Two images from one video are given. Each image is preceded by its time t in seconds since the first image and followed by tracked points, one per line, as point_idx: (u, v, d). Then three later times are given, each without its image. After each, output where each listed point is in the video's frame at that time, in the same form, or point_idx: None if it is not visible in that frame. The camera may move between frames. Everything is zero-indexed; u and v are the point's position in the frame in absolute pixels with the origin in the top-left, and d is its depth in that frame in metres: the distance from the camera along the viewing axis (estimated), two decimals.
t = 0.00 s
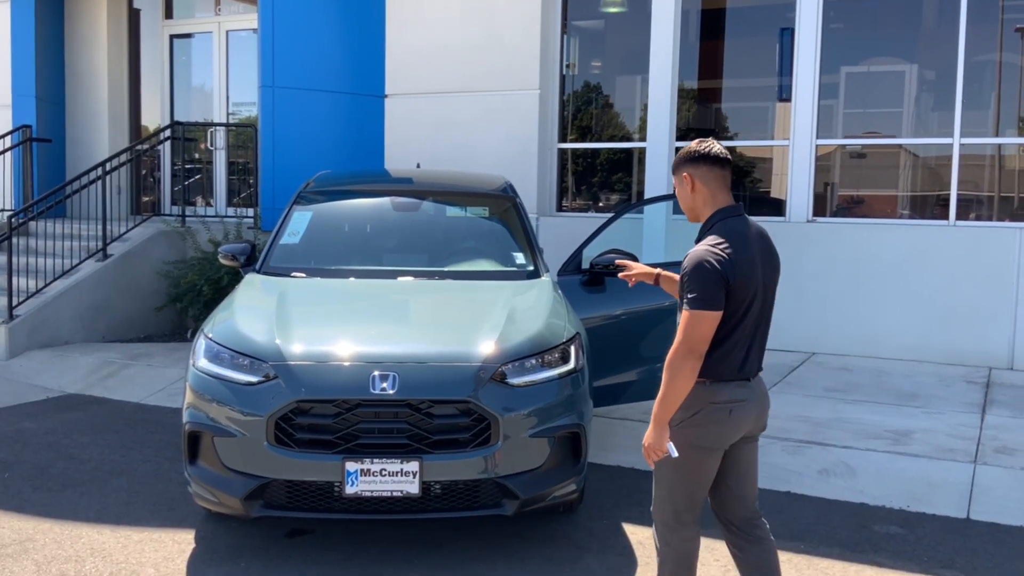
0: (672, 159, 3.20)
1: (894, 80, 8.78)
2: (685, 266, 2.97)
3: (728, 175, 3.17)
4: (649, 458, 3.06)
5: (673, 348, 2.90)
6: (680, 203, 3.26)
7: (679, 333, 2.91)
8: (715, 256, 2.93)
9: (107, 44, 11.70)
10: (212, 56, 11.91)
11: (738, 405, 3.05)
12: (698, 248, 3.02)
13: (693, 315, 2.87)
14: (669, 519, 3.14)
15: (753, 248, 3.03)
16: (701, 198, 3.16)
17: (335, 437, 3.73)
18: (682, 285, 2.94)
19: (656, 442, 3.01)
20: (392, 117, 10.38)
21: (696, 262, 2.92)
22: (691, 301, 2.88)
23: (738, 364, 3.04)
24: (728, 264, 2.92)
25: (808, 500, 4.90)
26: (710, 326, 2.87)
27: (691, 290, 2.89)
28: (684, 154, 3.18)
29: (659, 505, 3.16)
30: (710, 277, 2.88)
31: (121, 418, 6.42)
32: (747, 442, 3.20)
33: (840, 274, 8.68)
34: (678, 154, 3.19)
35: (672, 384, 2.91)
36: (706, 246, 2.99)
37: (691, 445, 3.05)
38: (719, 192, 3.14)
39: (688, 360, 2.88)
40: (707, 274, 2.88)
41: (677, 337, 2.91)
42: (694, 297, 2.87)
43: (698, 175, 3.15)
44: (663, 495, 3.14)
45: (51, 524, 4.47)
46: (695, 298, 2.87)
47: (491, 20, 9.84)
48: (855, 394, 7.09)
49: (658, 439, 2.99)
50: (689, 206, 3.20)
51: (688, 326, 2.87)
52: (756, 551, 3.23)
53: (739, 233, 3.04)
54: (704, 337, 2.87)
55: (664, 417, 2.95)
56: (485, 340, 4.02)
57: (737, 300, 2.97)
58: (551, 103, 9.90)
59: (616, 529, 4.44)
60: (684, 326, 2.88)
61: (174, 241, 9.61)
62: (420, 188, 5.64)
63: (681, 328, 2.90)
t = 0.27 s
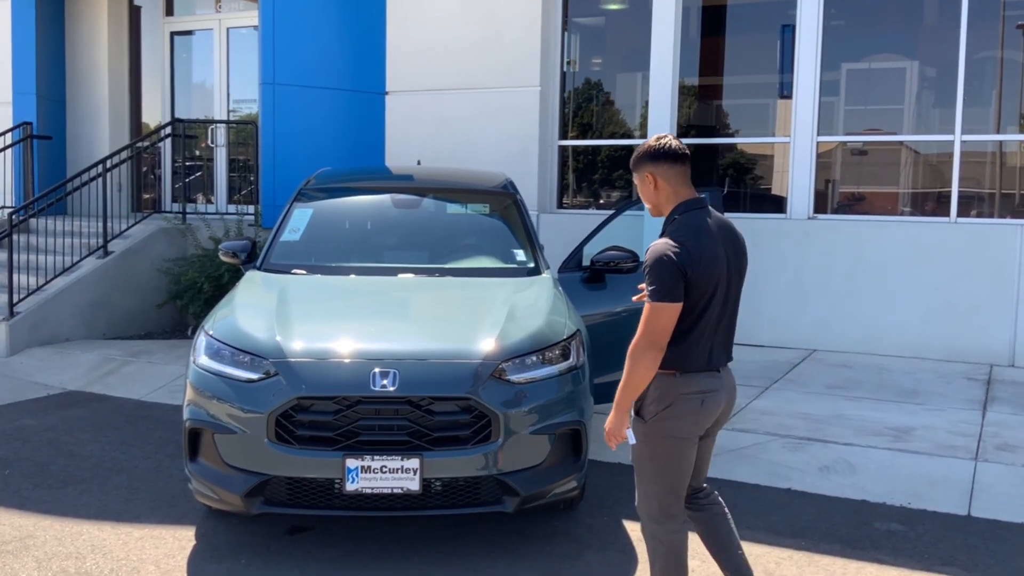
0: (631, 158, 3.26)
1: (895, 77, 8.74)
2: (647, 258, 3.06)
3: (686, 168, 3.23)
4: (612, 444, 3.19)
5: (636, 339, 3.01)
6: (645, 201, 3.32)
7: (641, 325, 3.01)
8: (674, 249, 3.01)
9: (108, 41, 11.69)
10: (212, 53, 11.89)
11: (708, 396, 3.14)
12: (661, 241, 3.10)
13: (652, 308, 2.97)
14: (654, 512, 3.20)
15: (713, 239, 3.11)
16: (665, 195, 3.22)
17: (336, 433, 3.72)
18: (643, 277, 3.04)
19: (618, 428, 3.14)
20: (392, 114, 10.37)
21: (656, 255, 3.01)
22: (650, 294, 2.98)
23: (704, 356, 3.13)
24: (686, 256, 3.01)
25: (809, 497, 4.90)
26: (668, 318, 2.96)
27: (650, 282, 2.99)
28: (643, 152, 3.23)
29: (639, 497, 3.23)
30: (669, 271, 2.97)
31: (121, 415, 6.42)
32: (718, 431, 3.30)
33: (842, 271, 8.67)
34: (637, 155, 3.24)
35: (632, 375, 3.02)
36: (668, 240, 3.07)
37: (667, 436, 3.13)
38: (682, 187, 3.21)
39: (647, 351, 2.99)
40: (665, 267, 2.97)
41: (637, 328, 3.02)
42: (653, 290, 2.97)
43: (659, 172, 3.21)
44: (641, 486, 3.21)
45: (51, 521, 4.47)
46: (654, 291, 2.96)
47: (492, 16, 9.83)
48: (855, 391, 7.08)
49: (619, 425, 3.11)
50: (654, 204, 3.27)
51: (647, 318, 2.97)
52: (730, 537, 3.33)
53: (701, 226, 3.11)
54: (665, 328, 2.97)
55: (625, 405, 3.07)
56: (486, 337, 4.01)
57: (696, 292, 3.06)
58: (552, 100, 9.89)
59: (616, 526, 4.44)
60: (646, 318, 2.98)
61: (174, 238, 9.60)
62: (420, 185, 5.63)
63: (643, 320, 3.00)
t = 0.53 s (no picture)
0: (606, 158, 3.26)
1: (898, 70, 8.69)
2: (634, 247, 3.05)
3: (662, 163, 3.25)
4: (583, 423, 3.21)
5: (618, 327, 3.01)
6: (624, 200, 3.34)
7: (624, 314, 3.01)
8: (660, 240, 3.00)
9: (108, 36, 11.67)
10: (212, 48, 11.87)
11: (704, 384, 3.14)
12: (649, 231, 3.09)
13: (634, 297, 2.96)
14: (657, 504, 3.20)
15: (700, 234, 3.09)
16: (644, 191, 3.24)
17: (336, 428, 3.71)
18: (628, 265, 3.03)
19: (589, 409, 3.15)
20: (393, 109, 10.36)
21: (641, 245, 3.00)
22: (633, 284, 2.97)
23: (693, 348, 3.11)
24: (670, 248, 2.99)
25: (810, 492, 4.89)
26: (650, 310, 2.96)
27: (633, 273, 2.98)
28: (616, 151, 3.24)
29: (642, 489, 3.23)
30: (652, 263, 2.96)
31: (122, 409, 6.42)
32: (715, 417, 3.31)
33: (843, 266, 8.65)
34: (610, 155, 3.25)
35: (609, 362, 3.02)
36: (656, 231, 3.06)
37: (665, 426, 3.12)
38: (659, 181, 3.24)
39: (627, 341, 2.99)
40: (648, 258, 2.96)
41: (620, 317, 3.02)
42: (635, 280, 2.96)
43: (635, 169, 3.22)
44: (643, 479, 3.21)
45: (51, 516, 4.46)
46: (636, 281, 2.96)
47: (492, 11, 9.80)
48: (857, 386, 7.07)
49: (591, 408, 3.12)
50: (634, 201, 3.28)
51: (629, 308, 2.97)
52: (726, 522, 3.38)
53: (688, 219, 3.10)
54: (646, 318, 2.96)
55: (599, 388, 3.07)
56: (486, 331, 4.00)
57: (681, 285, 3.05)
58: (553, 94, 9.88)
59: (618, 521, 4.44)
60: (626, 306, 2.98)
61: (174, 233, 9.58)
62: (421, 179, 5.62)
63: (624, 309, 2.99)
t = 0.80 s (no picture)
0: (607, 148, 3.24)
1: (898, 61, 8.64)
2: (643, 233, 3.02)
3: (663, 153, 3.24)
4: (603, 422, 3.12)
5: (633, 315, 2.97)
6: (626, 191, 3.31)
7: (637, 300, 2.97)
8: (672, 225, 2.98)
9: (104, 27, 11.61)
10: (209, 39, 11.81)
11: (710, 371, 3.14)
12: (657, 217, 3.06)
13: (649, 283, 2.93)
14: (659, 494, 3.17)
15: (705, 218, 3.10)
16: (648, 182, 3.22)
17: (333, 420, 3.68)
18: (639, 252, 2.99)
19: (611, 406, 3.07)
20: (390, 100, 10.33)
21: (653, 230, 2.97)
22: (646, 269, 2.94)
23: (703, 333, 3.11)
24: (683, 232, 2.98)
25: (810, 484, 4.87)
26: (666, 294, 2.93)
27: (649, 259, 2.94)
28: (618, 142, 3.21)
29: (642, 480, 3.19)
30: (667, 246, 2.93)
31: (118, 402, 6.39)
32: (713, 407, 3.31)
33: (842, 258, 8.63)
34: (613, 146, 3.23)
35: (626, 351, 2.97)
36: (664, 216, 3.03)
37: (672, 415, 3.10)
38: (662, 170, 3.22)
39: (644, 328, 2.94)
40: (664, 243, 2.93)
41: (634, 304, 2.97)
42: (650, 265, 2.93)
43: (638, 159, 3.20)
44: (645, 469, 3.17)
45: (47, 510, 4.43)
46: (653, 267, 2.92)
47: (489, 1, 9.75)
48: (856, 378, 7.05)
49: (613, 404, 3.06)
50: (637, 191, 3.26)
51: (645, 294, 2.93)
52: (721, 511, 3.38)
53: (693, 204, 3.10)
54: (663, 303, 2.94)
55: (618, 381, 3.01)
56: (485, 323, 3.97)
57: (693, 269, 3.04)
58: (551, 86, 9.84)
59: (617, 514, 4.41)
60: (643, 293, 2.94)
61: (171, 225, 9.53)
62: (419, 171, 5.58)
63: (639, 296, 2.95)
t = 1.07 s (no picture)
0: (614, 137, 3.21)
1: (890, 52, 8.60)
2: (671, 219, 3.00)
3: (669, 145, 3.25)
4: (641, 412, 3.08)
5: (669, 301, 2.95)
6: (630, 182, 3.27)
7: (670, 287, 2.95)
8: (702, 211, 2.99)
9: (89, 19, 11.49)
10: (196, 30, 11.70)
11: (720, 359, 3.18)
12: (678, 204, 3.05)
13: (687, 268, 2.92)
14: (668, 481, 3.18)
15: (719, 204, 3.14)
16: (654, 170, 3.20)
17: (324, 414, 3.63)
18: (669, 238, 2.97)
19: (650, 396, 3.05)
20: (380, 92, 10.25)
21: (685, 216, 2.96)
22: (682, 255, 2.93)
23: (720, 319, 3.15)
24: (711, 218, 3.00)
25: (805, 477, 4.84)
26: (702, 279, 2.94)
27: (684, 245, 2.94)
28: (625, 131, 3.20)
29: (650, 466, 3.18)
30: (701, 232, 2.94)
31: (106, 397, 6.32)
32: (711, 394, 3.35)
33: (835, 249, 8.60)
34: (619, 136, 3.20)
35: (666, 339, 2.95)
36: (687, 202, 3.04)
37: (688, 403, 3.12)
38: (668, 160, 3.22)
39: (682, 315, 2.94)
40: (698, 228, 2.94)
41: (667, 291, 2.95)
42: (687, 251, 2.92)
43: (647, 149, 3.20)
44: (653, 455, 3.17)
45: (33, 506, 4.37)
46: (691, 252, 2.92)
47: None
48: (849, 370, 7.04)
49: (652, 393, 3.04)
50: (642, 181, 3.24)
51: (681, 280, 2.92)
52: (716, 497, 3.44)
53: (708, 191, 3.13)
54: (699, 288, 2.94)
55: (658, 367, 3.00)
56: (478, 316, 3.92)
57: (717, 255, 3.06)
58: (542, 77, 9.77)
59: (611, 508, 4.38)
60: (680, 279, 2.92)
61: (159, 218, 9.44)
62: (409, 162, 5.52)
63: (675, 282, 2.93)
